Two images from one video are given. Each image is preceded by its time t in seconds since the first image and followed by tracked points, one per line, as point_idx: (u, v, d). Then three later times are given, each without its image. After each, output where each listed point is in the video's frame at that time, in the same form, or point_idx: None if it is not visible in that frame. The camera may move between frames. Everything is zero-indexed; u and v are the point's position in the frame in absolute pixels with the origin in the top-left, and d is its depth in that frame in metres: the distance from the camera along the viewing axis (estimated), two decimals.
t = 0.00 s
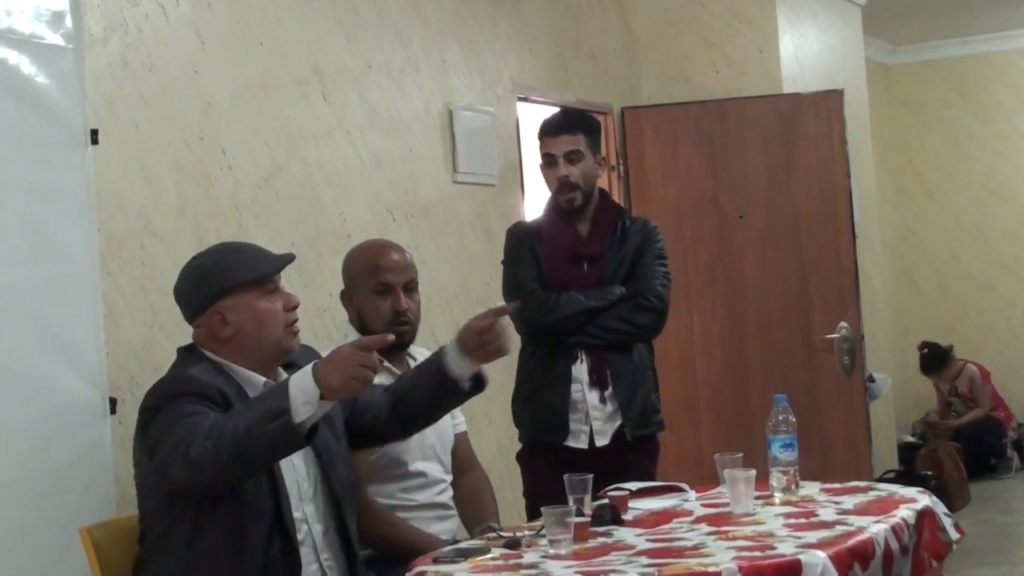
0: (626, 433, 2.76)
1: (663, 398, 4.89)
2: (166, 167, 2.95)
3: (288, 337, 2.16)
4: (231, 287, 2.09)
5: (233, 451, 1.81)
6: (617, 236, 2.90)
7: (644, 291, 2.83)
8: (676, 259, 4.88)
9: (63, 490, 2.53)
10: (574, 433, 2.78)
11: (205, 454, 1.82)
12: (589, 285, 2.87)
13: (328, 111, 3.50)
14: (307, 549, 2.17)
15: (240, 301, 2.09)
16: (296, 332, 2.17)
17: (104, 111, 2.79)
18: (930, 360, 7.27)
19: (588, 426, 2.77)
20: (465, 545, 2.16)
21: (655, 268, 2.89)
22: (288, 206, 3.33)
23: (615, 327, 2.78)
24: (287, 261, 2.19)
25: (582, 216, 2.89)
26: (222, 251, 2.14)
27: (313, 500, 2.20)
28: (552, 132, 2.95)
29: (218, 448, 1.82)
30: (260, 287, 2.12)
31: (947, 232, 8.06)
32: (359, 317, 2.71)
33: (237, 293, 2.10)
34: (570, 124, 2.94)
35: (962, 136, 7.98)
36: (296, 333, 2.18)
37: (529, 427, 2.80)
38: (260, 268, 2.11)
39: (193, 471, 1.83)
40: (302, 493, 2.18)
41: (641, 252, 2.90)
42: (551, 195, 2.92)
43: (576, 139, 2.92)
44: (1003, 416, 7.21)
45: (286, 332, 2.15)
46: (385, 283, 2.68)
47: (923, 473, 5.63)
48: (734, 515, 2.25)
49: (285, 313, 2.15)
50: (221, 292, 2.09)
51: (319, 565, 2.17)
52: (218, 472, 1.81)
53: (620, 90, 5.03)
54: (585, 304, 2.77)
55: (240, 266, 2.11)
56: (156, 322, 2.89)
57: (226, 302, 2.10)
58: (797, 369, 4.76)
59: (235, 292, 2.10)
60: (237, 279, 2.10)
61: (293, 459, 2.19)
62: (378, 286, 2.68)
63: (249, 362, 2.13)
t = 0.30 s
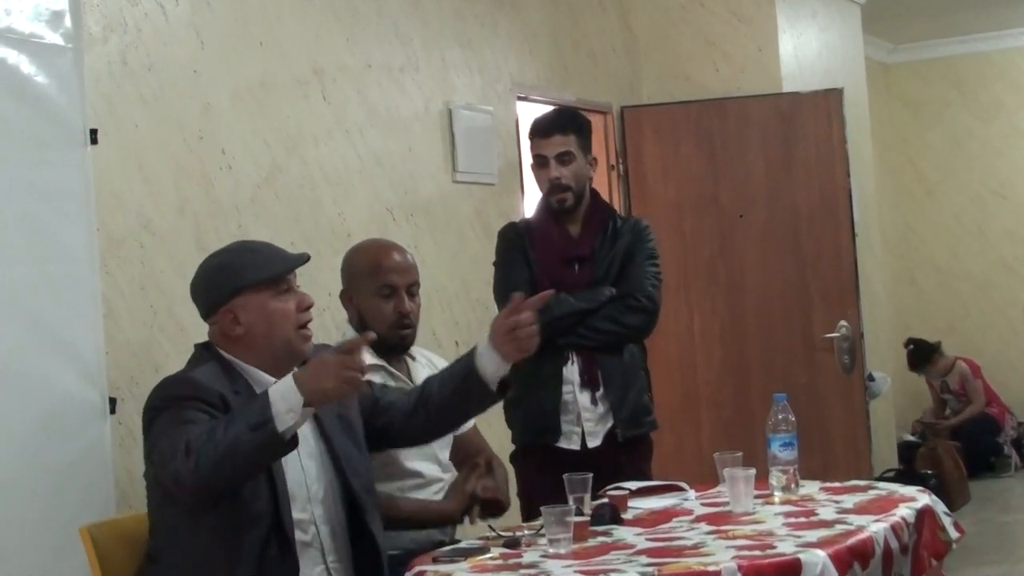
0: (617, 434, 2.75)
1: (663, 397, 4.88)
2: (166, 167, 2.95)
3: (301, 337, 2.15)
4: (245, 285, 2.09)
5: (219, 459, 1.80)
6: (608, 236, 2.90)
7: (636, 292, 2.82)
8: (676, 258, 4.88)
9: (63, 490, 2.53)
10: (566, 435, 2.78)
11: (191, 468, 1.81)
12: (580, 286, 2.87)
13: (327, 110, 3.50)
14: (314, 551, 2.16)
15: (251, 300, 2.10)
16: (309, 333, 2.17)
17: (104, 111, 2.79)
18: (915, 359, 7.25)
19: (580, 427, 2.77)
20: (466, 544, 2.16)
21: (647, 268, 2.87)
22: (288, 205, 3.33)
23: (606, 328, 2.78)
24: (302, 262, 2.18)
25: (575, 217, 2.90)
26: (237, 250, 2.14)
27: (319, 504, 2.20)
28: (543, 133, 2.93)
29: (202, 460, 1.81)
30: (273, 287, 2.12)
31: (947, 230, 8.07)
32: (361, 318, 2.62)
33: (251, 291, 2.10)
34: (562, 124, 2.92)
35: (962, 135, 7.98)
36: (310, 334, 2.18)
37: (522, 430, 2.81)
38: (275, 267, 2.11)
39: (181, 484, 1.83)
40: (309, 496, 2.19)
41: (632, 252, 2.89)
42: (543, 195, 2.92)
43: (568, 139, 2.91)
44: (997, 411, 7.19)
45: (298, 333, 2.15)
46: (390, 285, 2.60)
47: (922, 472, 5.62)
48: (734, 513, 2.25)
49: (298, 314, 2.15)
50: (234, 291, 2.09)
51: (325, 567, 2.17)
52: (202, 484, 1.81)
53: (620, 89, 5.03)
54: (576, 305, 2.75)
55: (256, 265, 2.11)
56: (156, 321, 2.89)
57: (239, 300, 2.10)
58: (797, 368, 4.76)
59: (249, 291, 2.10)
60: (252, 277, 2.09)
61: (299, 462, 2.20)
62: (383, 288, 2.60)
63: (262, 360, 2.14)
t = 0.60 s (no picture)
0: (614, 434, 2.76)
1: (664, 397, 4.88)
2: (167, 165, 2.95)
3: (300, 338, 2.13)
4: (248, 283, 2.10)
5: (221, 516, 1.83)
6: (603, 236, 2.90)
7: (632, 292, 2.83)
8: (677, 258, 4.87)
9: (63, 489, 2.53)
10: (563, 434, 2.78)
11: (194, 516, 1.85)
12: (576, 286, 2.87)
13: (328, 109, 3.50)
14: (316, 553, 2.17)
15: (251, 301, 2.10)
16: (310, 335, 2.16)
17: (105, 109, 2.79)
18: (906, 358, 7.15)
19: (576, 427, 2.77)
20: (466, 543, 2.16)
21: (641, 268, 2.88)
22: (289, 204, 3.33)
23: (602, 329, 2.77)
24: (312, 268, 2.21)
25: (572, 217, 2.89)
26: (243, 249, 2.15)
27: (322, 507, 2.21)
28: (536, 134, 2.89)
29: (205, 513, 1.85)
30: (275, 288, 2.12)
31: (947, 229, 8.06)
32: (379, 321, 2.52)
33: (253, 290, 2.11)
34: (556, 125, 2.87)
35: (962, 135, 7.98)
36: (312, 336, 2.16)
37: (519, 430, 2.81)
38: (280, 267, 2.12)
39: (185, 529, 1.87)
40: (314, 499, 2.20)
41: (627, 251, 2.90)
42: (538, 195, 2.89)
43: (562, 140, 2.87)
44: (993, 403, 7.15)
45: (299, 335, 2.13)
46: (416, 293, 2.51)
47: (922, 472, 5.61)
48: (735, 512, 2.25)
49: (299, 316, 2.14)
50: (237, 289, 2.10)
51: (326, 569, 2.17)
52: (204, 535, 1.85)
53: (620, 88, 5.02)
54: (571, 306, 2.77)
55: (262, 265, 2.12)
56: (156, 319, 2.88)
57: (242, 298, 2.10)
58: (798, 368, 4.76)
59: (251, 289, 2.11)
60: (255, 276, 2.10)
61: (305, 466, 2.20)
62: (410, 296, 2.51)
63: (263, 361, 2.13)
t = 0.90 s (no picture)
0: (614, 433, 2.76)
1: (663, 396, 4.88)
2: (167, 164, 2.95)
3: (297, 340, 2.14)
4: (245, 284, 2.10)
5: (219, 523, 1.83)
6: (599, 236, 2.90)
7: (630, 293, 2.82)
8: (677, 257, 4.87)
9: (63, 489, 2.53)
10: (563, 434, 2.78)
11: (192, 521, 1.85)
12: (574, 287, 2.87)
13: (329, 109, 3.50)
14: (315, 551, 2.16)
15: (249, 302, 2.11)
16: (308, 336, 2.16)
17: (105, 108, 2.79)
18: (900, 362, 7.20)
19: (576, 426, 2.77)
20: (467, 542, 2.17)
21: (638, 268, 2.87)
22: (289, 204, 3.33)
23: (601, 329, 2.77)
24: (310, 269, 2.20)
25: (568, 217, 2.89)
26: (241, 250, 2.15)
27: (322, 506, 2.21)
28: (532, 134, 2.90)
29: (205, 521, 1.84)
30: (272, 289, 2.12)
31: (947, 229, 8.06)
32: (383, 322, 2.51)
33: (251, 291, 2.11)
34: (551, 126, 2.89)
35: (962, 135, 7.98)
36: (309, 338, 2.17)
37: (519, 430, 2.81)
38: (278, 269, 2.12)
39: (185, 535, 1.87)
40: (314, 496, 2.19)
41: (624, 250, 2.89)
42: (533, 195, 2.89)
43: (557, 140, 2.88)
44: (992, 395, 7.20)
45: (297, 337, 2.14)
46: (421, 296, 2.49)
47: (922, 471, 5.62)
48: (735, 512, 2.25)
49: (297, 318, 2.14)
50: (235, 290, 2.10)
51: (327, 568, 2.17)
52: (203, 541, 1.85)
53: (620, 88, 5.02)
54: (569, 308, 2.76)
55: (260, 266, 2.12)
56: (156, 319, 2.88)
57: (239, 299, 2.11)
58: (798, 367, 4.76)
59: (248, 291, 2.11)
60: (253, 277, 2.10)
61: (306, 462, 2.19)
62: (416, 299, 2.48)
63: (259, 361, 2.13)
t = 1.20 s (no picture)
0: (615, 432, 2.75)
1: (663, 395, 4.88)
2: (167, 163, 2.95)
3: (308, 344, 2.14)
4: (253, 289, 2.09)
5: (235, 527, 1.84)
6: (598, 235, 2.90)
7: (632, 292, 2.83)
8: (677, 257, 4.88)
9: (63, 489, 2.53)
10: (564, 434, 2.78)
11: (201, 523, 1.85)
12: (575, 287, 2.87)
13: (329, 108, 3.50)
14: (316, 551, 2.16)
15: (257, 306, 2.10)
16: (317, 341, 2.16)
17: (106, 108, 2.79)
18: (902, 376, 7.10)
19: (577, 426, 2.77)
20: (467, 542, 2.17)
21: (638, 267, 2.88)
22: (289, 204, 3.32)
23: (603, 329, 2.77)
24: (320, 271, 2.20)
25: (568, 217, 2.89)
26: (249, 253, 2.15)
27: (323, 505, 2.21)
28: (531, 134, 2.89)
29: (218, 525, 1.85)
30: (281, 294, 2.12)
31: (948, 228, 8.06)
32: (377, 316, 2.53)
33: (260, 295, 2.10)
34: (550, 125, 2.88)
35: (962, 134, 7.97)
36: (319, 342, 2.17)
37: (520, 430, 2.81)
38: (290, 274, 2.12)
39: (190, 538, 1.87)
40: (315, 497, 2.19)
41: (623, 250, 2.90)
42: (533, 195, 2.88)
43: (556, 140, 2.87)
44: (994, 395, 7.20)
45: (305, 340, 2.14)
46: (412, 285, 2.53)
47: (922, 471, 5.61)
48: (735, 511, 2.25)
49: (306, 322, 2.14)
50: (244, 294, 2.09)
51: (328, 568, 2.17)
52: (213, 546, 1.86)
53: (620, 88, 5.02)
54: (569, 307, 2.76)
55: (271, 270, 2.11)
56: (157, 319, 2.88)
57: (248, 303, 2.10)
58: (798, 367, 4.76)
59: (259, 295, 2.11)
60: (262, 281, 2.10)
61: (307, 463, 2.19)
62: (407, 286, 2.52)
63: (268, 364, 2.14)
